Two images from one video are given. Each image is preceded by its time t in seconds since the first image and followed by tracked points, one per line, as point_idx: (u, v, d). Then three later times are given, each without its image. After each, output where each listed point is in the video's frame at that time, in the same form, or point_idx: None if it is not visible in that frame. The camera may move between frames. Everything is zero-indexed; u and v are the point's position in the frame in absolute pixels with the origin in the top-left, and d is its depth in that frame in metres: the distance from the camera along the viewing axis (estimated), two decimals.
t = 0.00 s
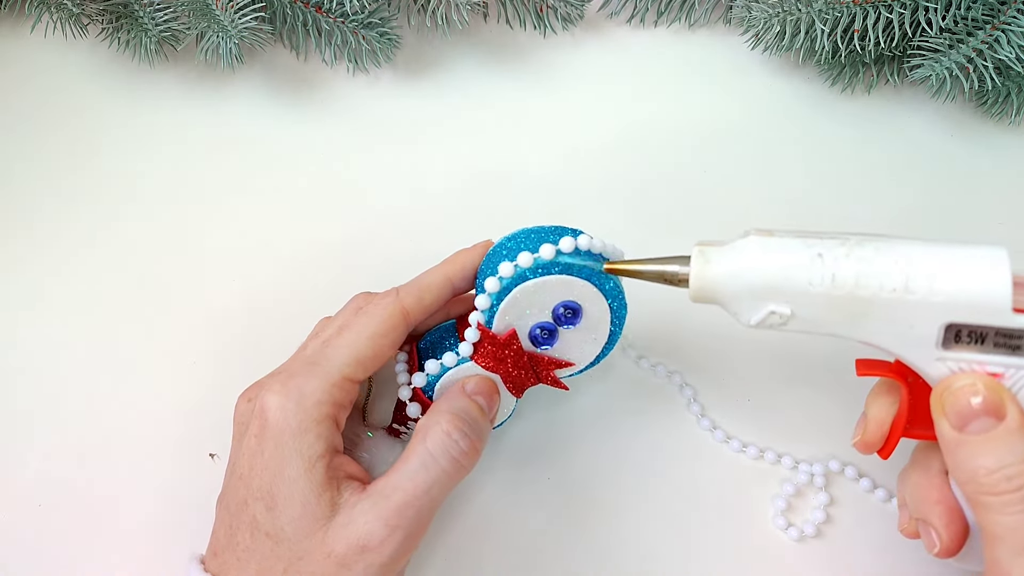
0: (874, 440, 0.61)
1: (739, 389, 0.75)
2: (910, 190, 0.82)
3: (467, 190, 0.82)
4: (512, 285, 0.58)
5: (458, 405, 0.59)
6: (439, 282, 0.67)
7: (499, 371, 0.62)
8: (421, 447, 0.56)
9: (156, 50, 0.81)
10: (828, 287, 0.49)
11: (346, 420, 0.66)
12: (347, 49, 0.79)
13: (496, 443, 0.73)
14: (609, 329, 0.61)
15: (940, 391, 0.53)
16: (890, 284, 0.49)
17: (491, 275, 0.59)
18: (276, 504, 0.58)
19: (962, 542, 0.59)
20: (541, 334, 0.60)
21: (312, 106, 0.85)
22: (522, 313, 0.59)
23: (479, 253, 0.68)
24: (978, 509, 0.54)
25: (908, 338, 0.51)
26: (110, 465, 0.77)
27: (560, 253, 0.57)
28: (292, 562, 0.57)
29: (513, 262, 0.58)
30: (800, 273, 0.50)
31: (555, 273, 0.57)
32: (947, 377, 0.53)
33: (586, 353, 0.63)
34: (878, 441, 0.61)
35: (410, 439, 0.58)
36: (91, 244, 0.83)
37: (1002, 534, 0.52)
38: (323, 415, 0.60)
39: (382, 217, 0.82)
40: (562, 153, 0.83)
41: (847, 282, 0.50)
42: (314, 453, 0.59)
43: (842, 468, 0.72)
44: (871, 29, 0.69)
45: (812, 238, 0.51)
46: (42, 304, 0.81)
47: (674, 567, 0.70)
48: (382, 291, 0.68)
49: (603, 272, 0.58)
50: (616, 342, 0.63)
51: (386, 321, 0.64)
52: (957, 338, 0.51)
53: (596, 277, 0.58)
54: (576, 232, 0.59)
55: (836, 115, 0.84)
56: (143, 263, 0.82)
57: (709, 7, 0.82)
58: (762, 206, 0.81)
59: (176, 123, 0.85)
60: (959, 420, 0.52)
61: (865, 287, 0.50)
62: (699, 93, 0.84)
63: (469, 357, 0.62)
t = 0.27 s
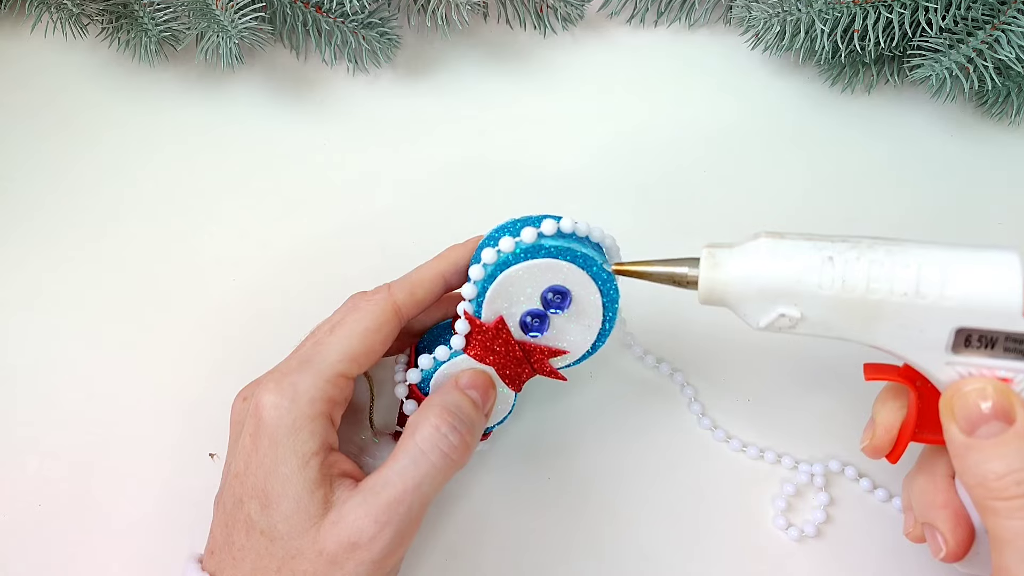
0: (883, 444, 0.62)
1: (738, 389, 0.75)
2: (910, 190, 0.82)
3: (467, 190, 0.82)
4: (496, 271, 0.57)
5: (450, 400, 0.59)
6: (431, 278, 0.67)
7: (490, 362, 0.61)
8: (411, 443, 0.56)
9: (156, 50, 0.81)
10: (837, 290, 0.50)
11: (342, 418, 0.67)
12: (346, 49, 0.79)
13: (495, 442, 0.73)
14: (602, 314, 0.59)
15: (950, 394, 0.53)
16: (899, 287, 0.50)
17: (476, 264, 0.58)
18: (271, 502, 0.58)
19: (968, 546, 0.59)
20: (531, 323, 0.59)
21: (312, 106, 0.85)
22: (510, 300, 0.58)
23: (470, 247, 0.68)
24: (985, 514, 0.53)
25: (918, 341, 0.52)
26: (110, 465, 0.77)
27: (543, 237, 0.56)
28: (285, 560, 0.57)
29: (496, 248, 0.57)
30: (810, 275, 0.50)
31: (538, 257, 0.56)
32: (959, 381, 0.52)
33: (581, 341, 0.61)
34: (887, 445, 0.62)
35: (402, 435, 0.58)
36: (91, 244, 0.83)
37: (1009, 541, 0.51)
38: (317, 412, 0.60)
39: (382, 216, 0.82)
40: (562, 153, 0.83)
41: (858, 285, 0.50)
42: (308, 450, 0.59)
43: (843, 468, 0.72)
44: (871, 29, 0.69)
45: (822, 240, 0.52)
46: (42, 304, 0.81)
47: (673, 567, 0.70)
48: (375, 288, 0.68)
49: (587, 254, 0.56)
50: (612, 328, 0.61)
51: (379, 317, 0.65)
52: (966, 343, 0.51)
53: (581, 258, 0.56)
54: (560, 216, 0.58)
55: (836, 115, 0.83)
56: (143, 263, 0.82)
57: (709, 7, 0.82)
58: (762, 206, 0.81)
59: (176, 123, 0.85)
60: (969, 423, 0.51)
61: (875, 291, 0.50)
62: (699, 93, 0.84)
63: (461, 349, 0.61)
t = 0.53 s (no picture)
0: (883, 449, 0.62)
1: (738, 389, 0.75)
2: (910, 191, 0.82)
3: (467, 191, 0.82)
4: (481, 260, 0.57)
5: (442, 396, 0.58)
6: (423, 273, 0.67)
7: (485, 353, 0.61)
8: (403, 440, 0.56)
9: (156, 50, 0.81)
10: (835, 296, 0.50)
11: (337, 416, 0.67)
12: (346, 49, 0.79)
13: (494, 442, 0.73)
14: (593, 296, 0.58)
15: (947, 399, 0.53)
16: (896, 294, 0.50)
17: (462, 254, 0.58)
18: (266, 501, 0.58)
19: (968, 552, 0.59)
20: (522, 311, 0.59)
21: (312, 106, 0.85)
22: (498, 289, 0.58)
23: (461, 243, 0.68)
24: (985, 519, 0.52)
25: (916, 347, 0.52)
26: (110, 466, 0.77)
27: (525, 221, 0.56)
28: (281, 558, 0.57)
29: (479, 236, 0.57)
30: (808, 283, 0.50)
31: (522, 242, 0.56)
32: (956, 386, 0.52)
33: (574, 326, 0.60)
34: (887, 451, 0.61)
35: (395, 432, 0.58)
36: (91, 244, 0.83)
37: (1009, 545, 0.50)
38: (311, 410, 0.61)
39: (382, 216, 0.82)
40: (562, 153, 0.83)
41: (855, 293, 0.50)
42: (303, 447, 0.59)
43: (842, 468, 0.72)
44: (871, 29, 0.69)
45: (820, 247, 0.52)
46: (42, 304, 0.81)
47: (672, 566, 0.70)
48: (367, 285, 0.68)
49: (570, 235, 0.56)
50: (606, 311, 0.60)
51: (371, 314, 0.65)
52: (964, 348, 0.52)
53: (564, 239, 0.56)
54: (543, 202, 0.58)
55: (837, 115, 0.83)
56: (142, 263, 0.82)
57: (709, 8, 0.82)
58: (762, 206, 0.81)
59: (176, 123, 0.85)
60: (966, 427, 0.51)
61: (872, 298, 0.50)
62: (699, 92, 0.84)
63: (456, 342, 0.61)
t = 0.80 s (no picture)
0: (878, 457, 0.61)
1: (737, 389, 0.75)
2: (909, 190, 0.82)
3: (467, 190, 0.82)
4: (474, 254, 0.57)
5: (440, 393, 0.58)
6: (419, 270, 0.67)
7: (482, 348, 0.61)
8: (400, 438, 0.56)
9: (156, 50, 0.81)
10: (825, 307, 0.50)
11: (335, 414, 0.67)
12: (346, 49, 0.79)
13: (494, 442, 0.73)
14: (588, 288, 0.58)
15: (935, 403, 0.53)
16: (885, 304, 0.50)
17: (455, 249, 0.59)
18: (264, 501, 0.58)
19: (965, 556, 0.60)
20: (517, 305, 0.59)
21: (312, 106, 0.85)
22: (492, 283, 0.58)
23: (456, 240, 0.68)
24: (980, 524, 0.52)
25: (908, 356, 0.52)
26: (110, 466, 0.77)
27: (516, 214, 0.57)
28: (278, 558, 0.57)
29: (472, 231, 0.58)
30: (797, 293, 0.50)
31: (514, 234, 0.57)
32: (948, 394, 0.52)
33: (570, 319, 0.60)
34: (881, 459, 0.61)
35: (392, 430, 0.58)
36: (92, 244, 0.83)
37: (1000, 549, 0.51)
38: (309, 409, 0.61)
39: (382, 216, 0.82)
40: (562, 153, 0.83)
41: (845, 303, 0.50)
42: (300, 446, 0.59)
43: (842, 468, 0.71)
44: (871, 29, 0.69)
45: (808, 258, 0.52)
46: (42, 304, 0.81)
47: (672, 566, 0.70)
48: (363, 282, 0.68)
49: (561, 226, 0.57)
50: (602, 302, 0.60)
51: (367, 311, 0.65)
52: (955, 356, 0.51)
53: (556, 229, 0.56)
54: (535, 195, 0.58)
55: (837, 115, 0.83)
56: (143, 263, 0.82)
57: (709, 7, 0.82)
58: (762, 207, 0.81)
59: (177, 123, 0.85)
60: (959, 435, 0.51)
61: (861, 307, 0.50)
62: (699, 93, 0.84)
63: (453, 338, 0.61)
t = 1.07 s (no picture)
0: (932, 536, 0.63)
1: (738, 388, 0.75)
2: (910, 190, 0.82)
3: (467, 190, 0.82)
4: (481, 257, 0.57)
5: (444, 397, 0.58)
6: (423, 271, 0.66)
7: (487, 351, 0.61)
8: (405, 441, 0.56)
9: (156, 50, 0.81)
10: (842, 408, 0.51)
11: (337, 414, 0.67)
12: (347, 49, 0.79)
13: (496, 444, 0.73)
14: (595, 293, 0.58)
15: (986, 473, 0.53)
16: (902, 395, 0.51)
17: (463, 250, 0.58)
18: (266, 502, 0.58)
19: None
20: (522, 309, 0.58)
21: (312, 106, 0.85)
22: (499, 285, 0.58)
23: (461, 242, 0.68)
24: None
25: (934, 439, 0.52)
26: (110, 465, 0.77)
27: (526, 217, 0.56)
28: (281, 559, 0.57)
29: (480, 233, 0.57)
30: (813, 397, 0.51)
31: (523, 238, 0.56)
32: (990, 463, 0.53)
33: (576, 324, 0.59)
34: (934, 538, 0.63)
35: (396, 433, 0.58)
36: (92, 244, 0.83)
37: None
38: (311, 410, 0.61)
39: (382, 216, 0.82)
40: (562, 153, 0.83)
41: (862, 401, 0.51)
42: (302, 448, 0.59)
43: (842, 468, 0.72)
44: (871, 29, 0.69)
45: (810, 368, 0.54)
46: (43, 303, 0.81)
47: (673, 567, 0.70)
48: (367, 283, 0.68)
49: (571, 232, 0.56)
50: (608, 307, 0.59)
51: (370, 312, 0.65)
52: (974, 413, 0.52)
53: (563, 234, 0.56)
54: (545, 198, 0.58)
55: (837, 115, 0.83)
56: (143, 263, 0.82)
57: (709, 7, 0.82)
58: (763, 206, 0.81)
59: (177, 123, 0.85)
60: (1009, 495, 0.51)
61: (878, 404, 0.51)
62: (699, 93, 0.84)
63: (458, 340, 0.61)
